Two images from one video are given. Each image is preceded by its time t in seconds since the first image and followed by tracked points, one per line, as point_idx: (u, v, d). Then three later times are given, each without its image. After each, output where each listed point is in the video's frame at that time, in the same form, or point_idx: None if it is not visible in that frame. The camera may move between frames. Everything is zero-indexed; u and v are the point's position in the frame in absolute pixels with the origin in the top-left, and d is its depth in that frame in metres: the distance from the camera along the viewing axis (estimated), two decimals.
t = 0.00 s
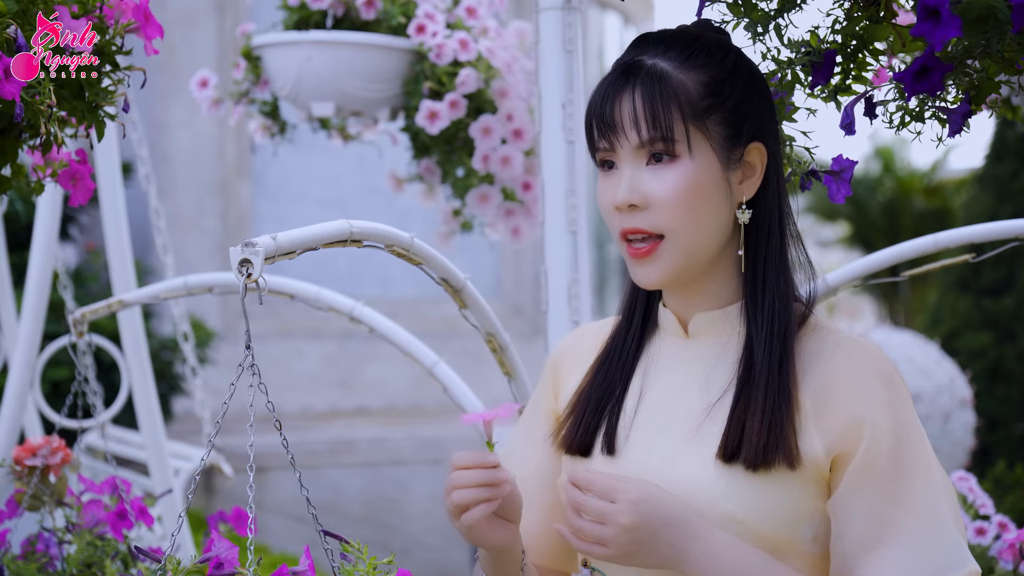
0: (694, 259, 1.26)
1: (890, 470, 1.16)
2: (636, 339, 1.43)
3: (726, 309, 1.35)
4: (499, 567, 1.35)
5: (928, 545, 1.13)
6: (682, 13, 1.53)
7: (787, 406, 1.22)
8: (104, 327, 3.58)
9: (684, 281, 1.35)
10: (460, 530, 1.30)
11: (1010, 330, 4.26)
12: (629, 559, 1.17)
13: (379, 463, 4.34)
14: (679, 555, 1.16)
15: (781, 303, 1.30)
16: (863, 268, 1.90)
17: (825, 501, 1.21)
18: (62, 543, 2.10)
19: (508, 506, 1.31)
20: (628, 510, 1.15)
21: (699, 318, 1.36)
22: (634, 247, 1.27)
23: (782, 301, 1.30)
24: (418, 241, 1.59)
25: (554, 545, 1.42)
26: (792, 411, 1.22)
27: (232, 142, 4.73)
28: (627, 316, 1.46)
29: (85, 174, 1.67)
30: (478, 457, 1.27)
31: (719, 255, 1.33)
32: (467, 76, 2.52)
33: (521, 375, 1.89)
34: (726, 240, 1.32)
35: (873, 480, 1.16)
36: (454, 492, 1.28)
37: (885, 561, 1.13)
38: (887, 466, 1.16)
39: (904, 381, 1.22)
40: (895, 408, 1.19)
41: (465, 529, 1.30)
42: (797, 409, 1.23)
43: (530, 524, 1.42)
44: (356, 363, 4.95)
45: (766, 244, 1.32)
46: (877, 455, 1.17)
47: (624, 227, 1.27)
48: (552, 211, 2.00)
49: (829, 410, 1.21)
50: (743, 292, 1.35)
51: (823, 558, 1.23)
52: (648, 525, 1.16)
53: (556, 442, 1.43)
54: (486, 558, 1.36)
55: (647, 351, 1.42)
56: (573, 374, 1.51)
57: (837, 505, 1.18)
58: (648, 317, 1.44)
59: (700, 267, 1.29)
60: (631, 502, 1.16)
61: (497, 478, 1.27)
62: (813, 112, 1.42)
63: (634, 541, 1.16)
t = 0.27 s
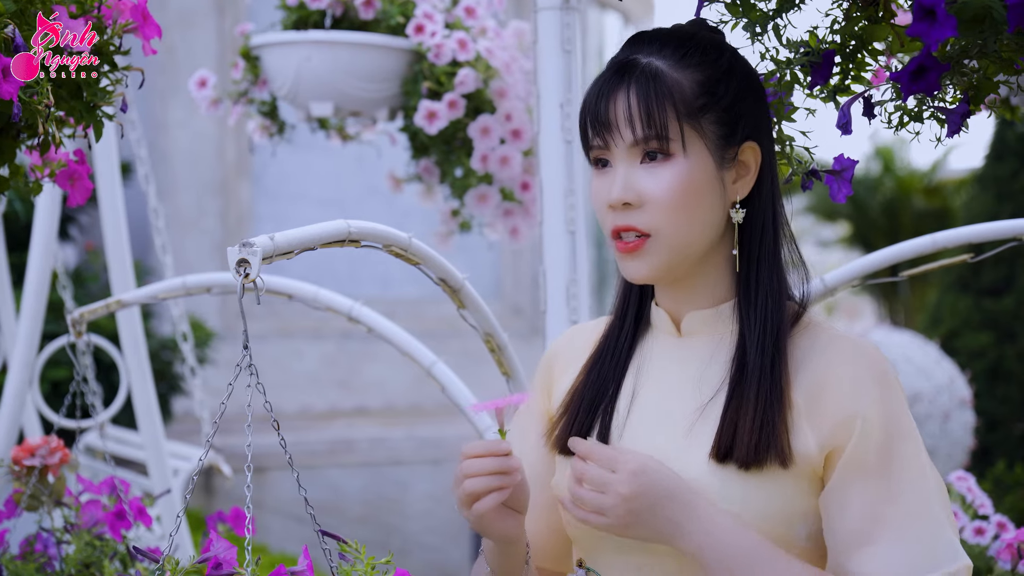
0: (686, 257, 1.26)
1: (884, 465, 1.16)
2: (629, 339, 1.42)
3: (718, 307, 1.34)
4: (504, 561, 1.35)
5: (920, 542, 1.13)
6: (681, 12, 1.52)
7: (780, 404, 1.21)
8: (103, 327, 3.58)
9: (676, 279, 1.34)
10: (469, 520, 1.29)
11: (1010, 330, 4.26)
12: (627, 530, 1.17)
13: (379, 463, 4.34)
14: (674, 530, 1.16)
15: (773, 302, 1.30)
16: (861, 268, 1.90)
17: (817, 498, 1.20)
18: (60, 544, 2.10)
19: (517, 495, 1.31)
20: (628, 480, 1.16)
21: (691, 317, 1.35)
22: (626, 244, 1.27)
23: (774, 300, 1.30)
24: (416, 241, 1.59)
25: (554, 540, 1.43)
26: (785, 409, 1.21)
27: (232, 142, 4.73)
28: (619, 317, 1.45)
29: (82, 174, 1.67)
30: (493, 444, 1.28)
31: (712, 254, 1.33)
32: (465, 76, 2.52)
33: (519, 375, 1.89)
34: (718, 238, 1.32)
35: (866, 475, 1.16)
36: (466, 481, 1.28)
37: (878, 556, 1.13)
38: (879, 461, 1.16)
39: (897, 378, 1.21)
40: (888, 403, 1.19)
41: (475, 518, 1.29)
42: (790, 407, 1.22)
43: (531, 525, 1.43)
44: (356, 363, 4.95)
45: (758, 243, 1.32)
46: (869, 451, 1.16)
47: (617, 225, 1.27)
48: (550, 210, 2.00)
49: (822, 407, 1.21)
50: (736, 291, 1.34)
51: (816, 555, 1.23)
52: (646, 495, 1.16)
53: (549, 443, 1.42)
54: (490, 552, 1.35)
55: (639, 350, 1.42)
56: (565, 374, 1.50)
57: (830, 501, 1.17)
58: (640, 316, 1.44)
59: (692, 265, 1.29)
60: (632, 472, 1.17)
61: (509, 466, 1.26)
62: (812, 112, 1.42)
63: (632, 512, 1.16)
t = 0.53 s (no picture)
0: (680, 255, 1.26)
1: (874, 458, 1.15)
2: (619, 339, 1.42)
3: (710, 306, 1.33)
4: (505, 563, 1.35)
5: (909, 537, 1.11)
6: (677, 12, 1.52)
7: (770, 402, 1.21)
8: (102, 326, 3.58)
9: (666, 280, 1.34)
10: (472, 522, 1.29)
11: (1009, 330, 4.26)
12: (627, 481, 1.15)
13: (378, 463, 4.34)
14: (669, 491, 1.14)
15: (764, 302, 1.29)
16: (859, 267, 1.89)
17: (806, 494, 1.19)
18: (57, 543, 2.10)
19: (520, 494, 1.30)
20: (632, 431, 1.14)
21: (681, 318, 1.35)
22: (620, 241, 1.27)
23: (765, 299, 1.29)
24: (412, 241, 1.58)
25: (552, 543, 1.42)
26: (774, 407, 1.21)
27: (231, 142, 4.73)
28: (609, 320, 1.44)
29: (79, 174, 1.67)
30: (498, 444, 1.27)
31: (704, 254, 1.32)
32: (463, 75, 2.52)
33: (516, 374, 1.88)
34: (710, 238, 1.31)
35: (856, 468, 1.15)
36: (470, 482, 1.27)
37: (868, 548, 1.11)
38: (869, 455, 1.15)
39: (887, 376, 1.21)
40: (878, 400, 1.18)
41: (478, 520, 1.28)
42: (780, 406, 1.22)
43: (533, 525, 1.41)
44: (355, 362, 4.95)
45: (750, 242, 1.31)
46: (860, 444, 1.15)
47: (611, 222, 1.26)
48: (547, 210, 2.00)
49: (813, 404, 1.20)
50: (727, 291, 1.34)
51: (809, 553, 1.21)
52: (649, 446, 1.14)
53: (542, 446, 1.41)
54: (492, 553, 1.35)
55: (630, 351, 1.41)
56: (559, 376, 1.49)
57: (819, 496, 1.16)
58: (631, 316, 1.43)
59: (685, 264, 1.29)
60: (638, 424, 1.15)
61: (514, 467, 1.26)
62: (810, 112, 1.42)
63: (633, 462, 1.14)
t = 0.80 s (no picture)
0: (683, 247, 1.26)
1: (866, 457, 1.15)
2: (610, 339, 1.42)
3: (704, 307, 1.33)
4: (507, 569, 1.34)
5: (902, 536, 1.11)
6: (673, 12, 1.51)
7: (763, 399, 1.21)
8: (101, 326, 3.59)
9: (663, 276, 1.34)
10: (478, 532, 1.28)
11: (1008, 329, 4.26)
12: (618, 466, 1.19)
13: (377, 463, 4.34)
14: (658, 483, 1.15)
15: (757, 301, 1.29)
16: (857, 267, 1.89)
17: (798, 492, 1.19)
18: (55, 543, 2.10)
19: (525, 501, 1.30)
20: (626, 419, 1.18)
21: (677, 318, 1.34)
22: (621, 232, 1.26)
23: (758, 299, 1.29)
24: (409, 241, 1.59)
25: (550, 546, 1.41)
26: (767, 405, 1.21)
27: (230, 141, 4.73)
28: (598, 325, 1.44)
29: (75, 173, 1.66)
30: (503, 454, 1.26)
31: (701, 251, 1.32)
32: (460, 75, 2.52)
33: (514, 374, 1.89)
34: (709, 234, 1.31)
35: (849, 467, 1.14)
36: (475, 492, 1.27)
37: (861, 546, 1.11)
38: (862, 454, 1.15)
39: (881, 375, 1.21)
40: (870, 399, 1.18)
41: (483, 529, 1.28)
42: (773, 405, 1.22)
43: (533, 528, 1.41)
44: (355, 362, 4.95)
45: (744, 241, 1.32)
46: (852, 442, 1.15)
47: (613, 213, 1.26)
48: (544, 210, 1.99)
49: (806, 403, 1.20)
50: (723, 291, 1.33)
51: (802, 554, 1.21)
52: (639, 435, 1.17)
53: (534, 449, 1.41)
54: (495, 559, 1.34)
55: (624, 352, 1.41)
56: (554, 378, 1.50)
57: (812, 496, 1.16)
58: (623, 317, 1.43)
59: (684, 258, 1.29)
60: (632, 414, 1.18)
61: (518, 477, 1.26)
62: (806, 111, 1.42)
63: (624, 450, 1.18)
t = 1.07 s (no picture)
0: (673, 244, 1.26)
1: (866, 459, 1.14)
2: (608, 340, 1.42)
3: (700, 308, 1.33)
4: None
5: (905, 537, 1.11)
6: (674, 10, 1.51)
7: (761, 400, 1.21)
8: (100, 326, 3.59)
9: (656, 274, 1.34)
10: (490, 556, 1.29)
11: (1008, 329, 4.26)
12: (616, 480, 1.20)
13: (377, 463, 4.34)
14: (654, 494, 1.16)
15: (755, 301, 1.29)
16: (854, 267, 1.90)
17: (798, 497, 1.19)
18: (54, 543, 2.10)
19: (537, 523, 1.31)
20: (621, 432, 1.20)
21: (673, 318, 1.34)
22: (613, 228, 1.26)
23: (755, 300, 1.29)
24: (407, 241, 1.59)
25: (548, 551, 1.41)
26: (765, 407, 1.21)
27: (230, 142, 4.73)
28: (596, 327, 1.44)
29: (74, 173, 1.66)
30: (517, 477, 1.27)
31: (695, 248, 1.32)
32: (459, 75, 2.51)
33: (512, 375, 1.89)
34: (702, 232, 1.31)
35: (849, 470, 1.14)
36: (489, 515, 1.27)
37: (865, 548, 1.10)
38: (863, 456, 1.15)
39: (879, 376, 1.20)
40: (870, 400, 1.17)
41: (495, 552, 1.28)
42: (771, 407, 1.21)
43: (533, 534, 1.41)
44: (355, 362, 4.95)
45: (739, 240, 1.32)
46: (852, 444, 1.15)
47: (604, 208, 1.27)
48: (542, 211, 1.99)
49: (804, 405, 1.20)
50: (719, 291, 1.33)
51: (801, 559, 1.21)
52: (633, 447, 1.18)
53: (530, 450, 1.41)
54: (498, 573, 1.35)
55: (621, 353, 1.41)
56: (550, 379, 1.49)
57: (813, 499, 1.16)
58: (620, 320, 1.43)
59: (677, 254, 1.29)
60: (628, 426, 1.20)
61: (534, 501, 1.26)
62: (804, 111, 1.42)
63: (621, 463, 1.19)
